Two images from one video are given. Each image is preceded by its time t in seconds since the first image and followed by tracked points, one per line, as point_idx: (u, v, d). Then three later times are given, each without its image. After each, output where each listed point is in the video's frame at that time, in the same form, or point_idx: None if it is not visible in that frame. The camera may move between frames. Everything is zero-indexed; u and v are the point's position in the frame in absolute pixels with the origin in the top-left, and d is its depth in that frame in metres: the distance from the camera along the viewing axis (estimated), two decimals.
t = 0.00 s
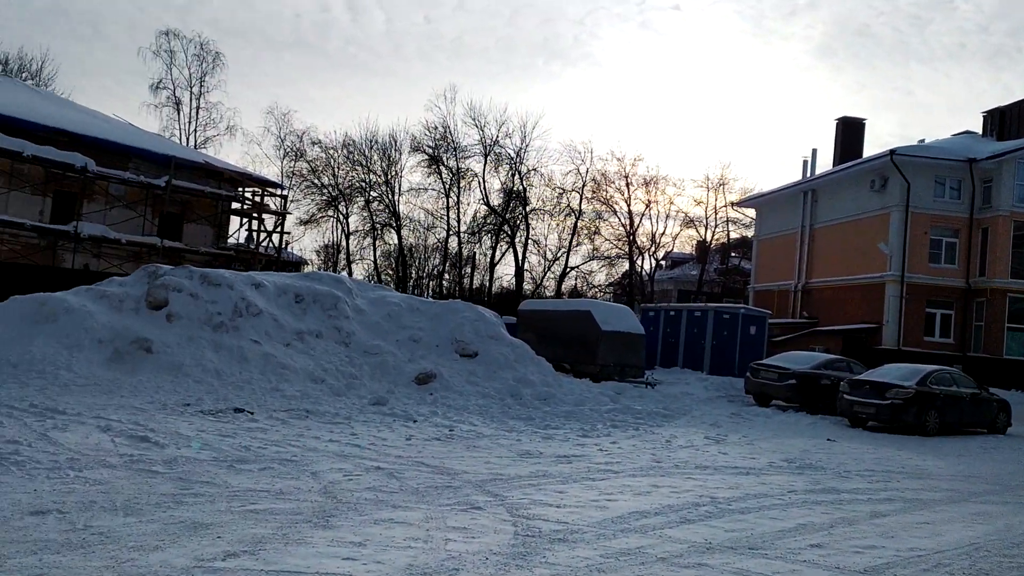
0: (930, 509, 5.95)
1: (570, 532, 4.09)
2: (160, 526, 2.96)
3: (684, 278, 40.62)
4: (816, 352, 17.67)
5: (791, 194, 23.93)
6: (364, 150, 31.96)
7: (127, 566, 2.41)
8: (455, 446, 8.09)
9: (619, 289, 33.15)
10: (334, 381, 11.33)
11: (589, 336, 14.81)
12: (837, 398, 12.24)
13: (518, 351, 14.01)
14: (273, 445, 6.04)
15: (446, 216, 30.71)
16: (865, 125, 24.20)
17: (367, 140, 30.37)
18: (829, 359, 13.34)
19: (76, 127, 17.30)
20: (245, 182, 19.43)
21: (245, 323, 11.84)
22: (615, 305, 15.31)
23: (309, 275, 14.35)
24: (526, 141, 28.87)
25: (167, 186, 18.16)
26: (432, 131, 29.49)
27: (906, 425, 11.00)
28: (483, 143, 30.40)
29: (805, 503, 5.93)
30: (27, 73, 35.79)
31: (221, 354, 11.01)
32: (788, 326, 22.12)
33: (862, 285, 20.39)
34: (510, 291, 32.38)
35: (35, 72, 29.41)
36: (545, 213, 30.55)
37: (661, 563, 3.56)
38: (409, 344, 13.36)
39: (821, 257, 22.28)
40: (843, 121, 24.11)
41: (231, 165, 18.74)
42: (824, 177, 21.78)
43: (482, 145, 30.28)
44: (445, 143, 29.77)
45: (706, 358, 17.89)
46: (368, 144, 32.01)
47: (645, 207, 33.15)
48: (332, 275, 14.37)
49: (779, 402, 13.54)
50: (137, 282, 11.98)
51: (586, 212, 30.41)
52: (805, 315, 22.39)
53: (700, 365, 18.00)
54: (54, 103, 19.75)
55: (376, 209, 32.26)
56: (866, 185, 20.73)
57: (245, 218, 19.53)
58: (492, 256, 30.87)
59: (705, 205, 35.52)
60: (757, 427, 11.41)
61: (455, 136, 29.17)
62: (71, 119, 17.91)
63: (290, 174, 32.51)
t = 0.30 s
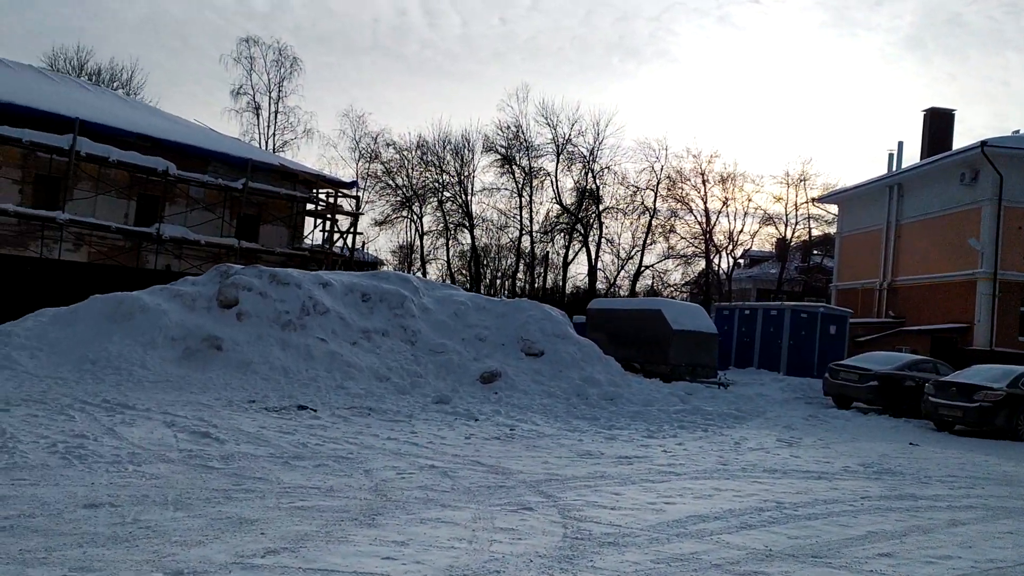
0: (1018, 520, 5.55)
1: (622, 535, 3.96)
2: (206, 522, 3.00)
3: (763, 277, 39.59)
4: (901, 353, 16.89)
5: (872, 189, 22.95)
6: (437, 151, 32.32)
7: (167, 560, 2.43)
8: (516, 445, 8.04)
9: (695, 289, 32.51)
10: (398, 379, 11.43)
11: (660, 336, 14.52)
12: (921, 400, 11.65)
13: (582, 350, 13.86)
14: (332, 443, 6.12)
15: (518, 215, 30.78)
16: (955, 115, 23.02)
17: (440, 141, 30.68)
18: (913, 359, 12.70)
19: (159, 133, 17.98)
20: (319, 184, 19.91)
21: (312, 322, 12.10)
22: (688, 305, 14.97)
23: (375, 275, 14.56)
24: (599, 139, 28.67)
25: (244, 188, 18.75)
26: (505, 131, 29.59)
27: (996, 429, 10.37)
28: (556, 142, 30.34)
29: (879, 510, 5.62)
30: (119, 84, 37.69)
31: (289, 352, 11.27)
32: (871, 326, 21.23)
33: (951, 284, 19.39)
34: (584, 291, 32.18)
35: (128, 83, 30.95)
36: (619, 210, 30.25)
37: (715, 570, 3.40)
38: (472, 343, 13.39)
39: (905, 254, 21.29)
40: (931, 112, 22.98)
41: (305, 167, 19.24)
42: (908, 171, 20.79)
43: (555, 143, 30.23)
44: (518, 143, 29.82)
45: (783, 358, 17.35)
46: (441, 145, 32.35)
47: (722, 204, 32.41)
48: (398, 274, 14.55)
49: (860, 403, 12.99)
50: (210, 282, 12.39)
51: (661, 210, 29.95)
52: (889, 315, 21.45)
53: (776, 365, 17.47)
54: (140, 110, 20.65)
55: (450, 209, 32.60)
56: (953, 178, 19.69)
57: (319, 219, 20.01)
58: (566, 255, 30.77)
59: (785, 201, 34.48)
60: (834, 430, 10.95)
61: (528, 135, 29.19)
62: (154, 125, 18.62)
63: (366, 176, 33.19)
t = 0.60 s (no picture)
0: None
1: (665, 539, 3.82)
2: (238, 518, 3.01)
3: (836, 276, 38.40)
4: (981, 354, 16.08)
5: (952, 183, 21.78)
6: (500, 151, 32.39)
7: (192, 556, 2.42)
8: (569, 445, 7.93)
9: (764, 288, 31.68)
10: (452, 377, 11.44)
11: (723, 335, 14.18)
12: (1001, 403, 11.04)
13: (638, 350, 13.64)
14: (380, 440, 6.13)
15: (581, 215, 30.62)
16: None
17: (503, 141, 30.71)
18: (995, 361, 12.05)
19: (226, 136, 18.48)
20: (380, 184, 20.18)
21: (366, 320, 12.23)
22: (753, 304, 14.59)
23: (431, 273, 14.65)
24: (664, 136, 28.28)
25: (307, 189, 19.13)
26: (567, 130, 29.46)
27: None
28: (620, 140, 30.08)
29: (946, 517, 5.31)
30: (192, 90, 39.08)
31: (344, 350, 11.41)
32: (950, 327, 20.30)
33: None
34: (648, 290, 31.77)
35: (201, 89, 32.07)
36: (684, 209, 29.77)
37: None
38: (527, 342, 13.32)
39: (988, 251, 20.18)
40: (1014, 103, 21.80)
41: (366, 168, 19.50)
42: (989, 164, 19.63)
43: (618, 142, 29.97)
44: (581, 142, 29.63)
45: (853, 359, 16.75)
46: (504, 144, 32.41)
47: (792, 201, 31.53)
48: (454, 273, 14.60)
49: (935, 405, 12.43)
50: (268, 281, 12.65)
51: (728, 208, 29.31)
52: (970, 314, 20.45)
53: (846, 366, 16.88)
54: (209, 115, 21.29)
55: (512, 209, 32.65)
56: None
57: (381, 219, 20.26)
58: (630, 254, 30.43)
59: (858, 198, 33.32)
60: (904, 433, 10.48)
61: (592, 134, 28.99)
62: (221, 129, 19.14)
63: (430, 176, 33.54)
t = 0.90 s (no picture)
0: None
1: (698, 549, 3.69)
2: (258, 521, 2.99)
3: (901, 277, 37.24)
4: None
5: None
6: (553, 152, 32.33)
7: (205, 559, 2.40)
8: (612, 448, 7.79)
9: (826, 290, 30.74)
10: (495, 379, 11.40)
11: (777, 337, 13.82)
12: None
13: (686, 352, 13.38)
14: (418, 442, 6.11)
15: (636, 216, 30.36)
16: None
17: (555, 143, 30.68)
18: None
19: (280, 141, 18.83)
20: (431, 187, 20.37)
21: (411, 321, 12.28)
22: (807, 304, 14.20)
23: (477, 275, 14.65)
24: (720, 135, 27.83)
25: (359, 193, 19.42)
26: (621, 131, 29.24)
27: None
28: (675, 140, 29.74)
29: (1006, 529, 5.02)
30: (252, 97, 40.09)
31: (388, 351, 11.48)
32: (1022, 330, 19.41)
33: None
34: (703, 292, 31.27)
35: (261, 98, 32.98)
36: (741, 209, 29.23)
37: None
38: (572, 344, 13.20)
39: None
40: None
41: (416, 170, 19.68)
42: None
43: (672, 142, 29.62)
44: (635, 142, 29.34)
45: (915, 364, 16.12)
46: (557, 146, 32.35)
47: (854, 201, 30.64)
48: (500, 275, 14.61)
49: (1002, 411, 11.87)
50: (314, 282, 12.82)
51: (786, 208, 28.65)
52: None
53: (909, 371, 16.25)
54: (263, 120, 21.77)
55: (565, 211, 32.58)
56: None
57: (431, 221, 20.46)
58: (685, 255, 29.98)
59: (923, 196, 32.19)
60: (966, 439, 10.03)
61: (646, 134, 28.72)
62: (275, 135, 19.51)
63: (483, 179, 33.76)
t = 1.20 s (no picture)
0: None
1: (721, 558, 3.56)
2: (267, 523, 2.97)
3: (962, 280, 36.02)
4: None
5: None
6: (600, 154, 32.12)
7: (206, 561, 2.38)
8: (648, 452, 7.64)
9: (881, 293, 29.77)
10: (531, 382, 11.31)
11: (824, 341, 13.44)
12: None
13: (727, 355, 13.11)
14: (446, 445, 6.08)
15: (684, 218, 30.02)
16: None
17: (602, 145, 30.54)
18: None
19: (324, 145, 19.06)
20: (473, 190, 20.45)
21: (447, 323, 12.29)
22: (853, 306, 13.83)
23: (515, 277, 14.61)
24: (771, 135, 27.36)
25: (402, 196, 19.59)
26: (669, 132, 28.95)
27: None
28: (723, 141, 29.34)
29: None
30: (301, 103, 40.91)
31: (423, 353, 11.49)
32: None
33: None
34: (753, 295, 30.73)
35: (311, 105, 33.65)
36: (792, 210, 28.67)
37: None
38: (610, 347, 13.06)
39: None
40: None
41: (459, 173, 19.77)
42: None
43: (721, 142, 29.24)
44: (683, 143, 29.03)
45: (971, 368, 15.52)
46: (604, 148, 32.17)
47: (910, 201, 29.80)
48: (539, 277, 14.57)
49: None
50: (352, 284, 12.92)
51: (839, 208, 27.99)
52: None
53: (965, 376, 15.67)
54: (308, 125, 22.13)
55: (612, 213, 32.37)
56: None
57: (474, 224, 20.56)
58: (734, 257, 29.51)
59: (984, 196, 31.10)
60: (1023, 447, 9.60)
61: (694, 134, 28.39)
62: (320, 140, 19.78)
63: (530, 182, 33.84)
